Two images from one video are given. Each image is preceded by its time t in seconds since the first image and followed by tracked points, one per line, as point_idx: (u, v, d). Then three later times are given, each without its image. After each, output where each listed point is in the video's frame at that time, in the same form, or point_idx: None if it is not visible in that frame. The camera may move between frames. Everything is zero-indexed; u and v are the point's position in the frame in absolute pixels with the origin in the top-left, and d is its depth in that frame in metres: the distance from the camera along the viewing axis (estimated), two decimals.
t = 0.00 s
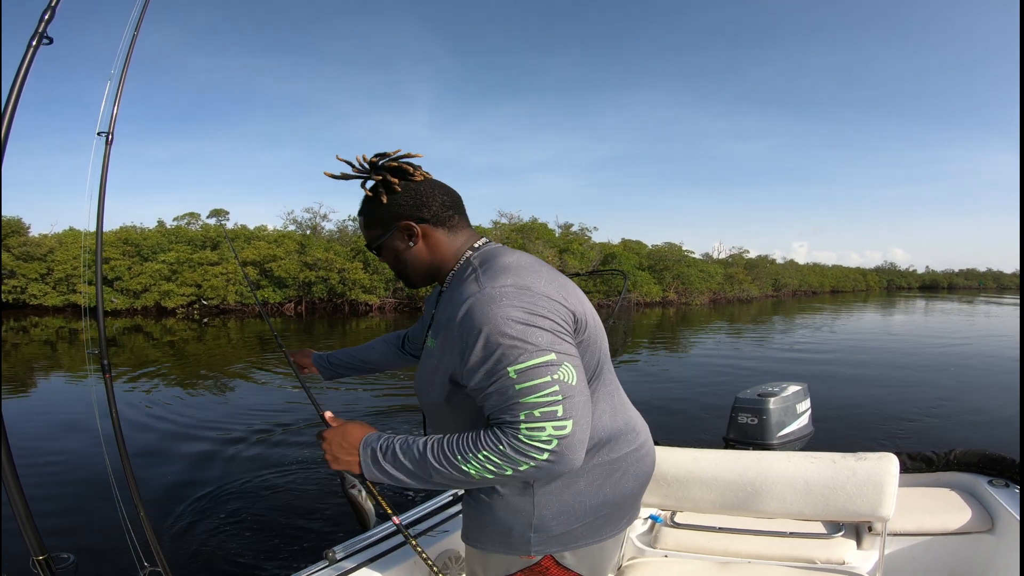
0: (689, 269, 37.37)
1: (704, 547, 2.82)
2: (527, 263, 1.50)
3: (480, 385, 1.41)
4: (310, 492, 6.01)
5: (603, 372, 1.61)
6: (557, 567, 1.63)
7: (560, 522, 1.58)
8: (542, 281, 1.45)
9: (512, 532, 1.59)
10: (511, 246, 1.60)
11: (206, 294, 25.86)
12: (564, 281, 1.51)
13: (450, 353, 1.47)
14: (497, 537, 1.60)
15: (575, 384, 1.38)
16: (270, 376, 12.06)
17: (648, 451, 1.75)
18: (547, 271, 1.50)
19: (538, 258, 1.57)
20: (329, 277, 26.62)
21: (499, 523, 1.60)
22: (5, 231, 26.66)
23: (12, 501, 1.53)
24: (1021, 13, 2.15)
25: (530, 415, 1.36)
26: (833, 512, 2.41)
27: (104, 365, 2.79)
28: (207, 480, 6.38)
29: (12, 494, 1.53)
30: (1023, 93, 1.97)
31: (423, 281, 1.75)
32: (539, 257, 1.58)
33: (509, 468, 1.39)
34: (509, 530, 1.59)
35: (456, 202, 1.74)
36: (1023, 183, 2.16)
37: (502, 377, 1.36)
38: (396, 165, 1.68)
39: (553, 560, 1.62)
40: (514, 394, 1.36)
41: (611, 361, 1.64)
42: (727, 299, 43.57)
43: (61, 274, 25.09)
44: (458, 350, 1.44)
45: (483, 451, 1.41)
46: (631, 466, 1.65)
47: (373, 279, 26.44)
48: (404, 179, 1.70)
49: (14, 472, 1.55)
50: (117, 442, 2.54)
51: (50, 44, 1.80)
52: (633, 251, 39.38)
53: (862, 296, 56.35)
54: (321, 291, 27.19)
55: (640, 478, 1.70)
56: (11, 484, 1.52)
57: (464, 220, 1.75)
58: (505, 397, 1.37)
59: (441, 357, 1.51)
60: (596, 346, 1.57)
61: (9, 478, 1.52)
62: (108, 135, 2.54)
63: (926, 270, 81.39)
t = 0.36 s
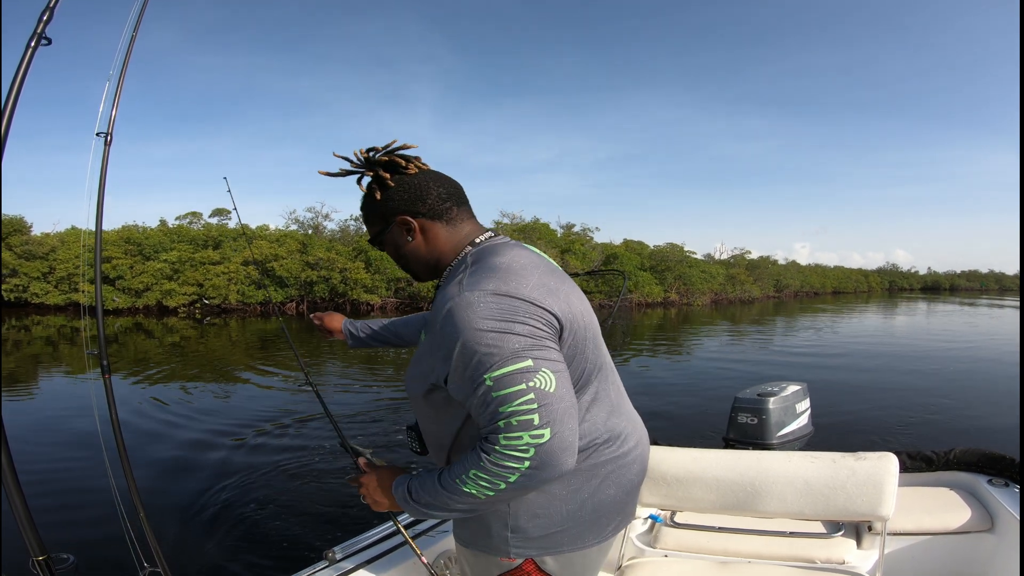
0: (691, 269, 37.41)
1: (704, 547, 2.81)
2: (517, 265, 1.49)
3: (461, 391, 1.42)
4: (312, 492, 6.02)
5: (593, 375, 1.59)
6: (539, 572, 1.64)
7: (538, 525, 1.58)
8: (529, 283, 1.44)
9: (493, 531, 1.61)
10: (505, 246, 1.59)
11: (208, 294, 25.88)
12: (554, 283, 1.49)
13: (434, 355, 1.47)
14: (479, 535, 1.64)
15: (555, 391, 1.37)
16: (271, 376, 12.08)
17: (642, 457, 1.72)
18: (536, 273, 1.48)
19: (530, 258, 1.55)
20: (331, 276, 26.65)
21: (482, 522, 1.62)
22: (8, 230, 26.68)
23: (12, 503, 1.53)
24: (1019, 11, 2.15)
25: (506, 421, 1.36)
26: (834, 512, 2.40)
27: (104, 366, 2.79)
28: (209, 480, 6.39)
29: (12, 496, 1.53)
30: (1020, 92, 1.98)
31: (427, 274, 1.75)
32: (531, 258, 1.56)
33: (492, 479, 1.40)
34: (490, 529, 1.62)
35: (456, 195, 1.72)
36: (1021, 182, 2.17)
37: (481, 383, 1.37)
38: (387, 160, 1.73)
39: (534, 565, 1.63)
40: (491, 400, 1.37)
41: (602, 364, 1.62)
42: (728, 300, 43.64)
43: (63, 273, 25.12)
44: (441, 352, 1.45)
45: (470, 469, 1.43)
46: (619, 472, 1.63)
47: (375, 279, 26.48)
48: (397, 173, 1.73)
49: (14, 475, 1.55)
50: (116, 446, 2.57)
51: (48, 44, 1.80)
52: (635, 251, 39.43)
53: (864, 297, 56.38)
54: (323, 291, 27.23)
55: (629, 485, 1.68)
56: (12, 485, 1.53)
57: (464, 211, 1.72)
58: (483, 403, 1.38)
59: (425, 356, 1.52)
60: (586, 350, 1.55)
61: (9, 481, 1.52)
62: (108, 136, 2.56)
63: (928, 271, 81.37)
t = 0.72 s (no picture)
0: (693, 270, 37.40)
1: (701, 547, 2.82)
2: (549, 258, 1.51)
3: (492, 371, 1.43)
4: (312, 492, 6.03)
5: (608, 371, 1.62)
6: (534, 558, 1.65)
7: (538, 509, 1.59)
8: (561, 276, 1.47)
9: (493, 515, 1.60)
10: (535, 241, 1.62)
11: (210, 294, 25.92)
12: (584, 279, 1.53)
13: (466, 337, 1.49)
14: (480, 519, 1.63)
15: (582, 375, 1.40)
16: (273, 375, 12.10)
17: (637, 452, 1.76)
18: (567, 268, 1.51)
19: (559, 253, 1.59)
20: (333, 276, 26.67)
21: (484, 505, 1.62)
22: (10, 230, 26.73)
23: (11, 503, 1.55)
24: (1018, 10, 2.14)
25: (536, 403, 1.38)
26: (831, 512, 2.41)
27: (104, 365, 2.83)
28: (208, 480, 6.40)
29: (11, 497, 1.54)
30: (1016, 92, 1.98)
31: (460, 266, 1.78)
32: (560, 253, 1.59)
33: (517, 459, 1.43)
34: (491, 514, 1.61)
35: (496, 193, 1.76)
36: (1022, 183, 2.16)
37: (512, 365, 1.39)
38: (438, 156, 1.70)
39: (529, 551, 1.64)
40: (520, 382, 1.38)
41: (614, 361, 1.65)
42: (731, 300, 43.66)
43: (65, 273, 25.14)
44: (474, 335, 1.46)
45: (499, 452, 1.45)
46: (619, 466, 1.66)
47: (377, 279, 26.51)
48: (445, 170, 1.72)
49: (13, 475, 1.57)
50: (116, 450, 2.65)
51: (49, 40, 1.81)
52: (638, 252, 39.44)
53: (866, 297, 56.41)
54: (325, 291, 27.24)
55: (626, 478, 1.71)
56: (10, 487, 1.54)
57: (502, 210, 1.77)
58: (512, 384, 1.40)
59: (455, 342, 1.53)
60: (606, 345, 1.58)
61: (9, 483, 1.54)
62: (109, 133, 2.59)
63: (930, 272, 81.30)
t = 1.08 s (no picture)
0: (695, 270, 37.35)
1: (699, 547, 2.82)
2: (535, 271, 1.57)
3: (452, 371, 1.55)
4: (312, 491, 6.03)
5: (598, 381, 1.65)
6: (520, 555, 1.67)
7: (532, 511, 1.62)
8: (538, 290, 1.52)
9: (484, 514, 1.64)
10: (530, 250, 1.69)
11: (212, 294, 25.96)
12: (565, 292, 1.57)
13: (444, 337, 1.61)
14: (471, 517, 1.66)
15: (516, 389, 1.47)
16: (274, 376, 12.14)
17: (632, 460, 1.78)
18: (549, 279, 1.56)
19: (551, 264, 1.64)
20: (335, 277, 26.67)
21: (476, 504, 1.65)
22: (12, 231, 26.79)
23: (10, 502, 1.56)
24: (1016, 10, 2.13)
25: (474, 410, 1.48)
26: (829, 514, 2.41)
27: (103, 364, 2.90)
28: (209, 478, 6.41)
29: (10, 497, 1.55)
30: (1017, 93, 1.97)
31: (464, 269, 1.87)
32: (553, 265, 1.64)
33: (437, 457, 1.52)
34: (483, 512, 1.64)
35: (501, 201, 1.86)
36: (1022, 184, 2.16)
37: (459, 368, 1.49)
38: (451, 165, 1.80)
39: (515, 549, 1.66)
40: (460, 384, 1.49)
41: (607, 371, 1.68)
42: (732, 300, 43.64)
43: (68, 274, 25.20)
44: (450, 337, 1.58)
45: (424, 450, 1.55)
46: (610, 473, 1.69)
47: (379, 280, 26.54)
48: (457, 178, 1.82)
49: (11, 475, 1.58)
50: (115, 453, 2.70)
51: (50, 40, 1.83)
52: (640, 251, 39.45)
53: (868, 297, 56.35)
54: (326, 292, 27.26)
55: (615, 487, 1.73)
56: (9, 486, 1.55)
57: (508, 218, 1.86)
58: (456, 384, 1.51)
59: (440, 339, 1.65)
60: (588, 358, 1.61)
61: (8, 483, 1.55)
62: (109, 132, 2.59)
63: (932, 272, 81.17)
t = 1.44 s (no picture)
0: (698, 269, 37.29)
1: (702, 548, 2.82)
2: (444, 278, 1.58)
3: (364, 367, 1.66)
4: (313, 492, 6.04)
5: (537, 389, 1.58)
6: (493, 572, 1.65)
7: (491, 525, 1.60)
8: (435, 298, 1.53)
9: (450, 528, 1.65)
10: (459, 259, 1.71)
11: (214, 294, 25.98)
12: (468, 298, 1.55)
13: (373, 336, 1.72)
14: (440, 533, 1.68)
15: (390, 391, 1.52)
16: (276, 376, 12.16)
17: (607, 471, 1.67)
18: (453, 286, 1.56)
19: (471, 271, 1.63)
20: (338, 276, 26.64)
21: (443, 518, 1.68)
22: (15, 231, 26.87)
23: (11, 502, 1.55)
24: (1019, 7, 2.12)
25: (355, 405, 1.57)
26: (832, 514, 2.40)
27: (104, 367, 2.96)
28: (212, 478, 6.41)
29: (11, 497, 1.55)
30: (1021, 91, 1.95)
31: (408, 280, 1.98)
32: (477, 270, 1.64)
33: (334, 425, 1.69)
34: (448, 527, 1.66)
35: (436, 211, 1.98)
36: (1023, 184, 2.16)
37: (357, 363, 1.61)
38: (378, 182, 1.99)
39: (488, 565, 1.64)
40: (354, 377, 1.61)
41: (552, 378, 1.60)
42: (735, 299, 43.56)
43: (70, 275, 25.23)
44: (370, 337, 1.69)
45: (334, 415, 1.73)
46: (570, 484, 1.61)
47: (381, 280, 26.53)
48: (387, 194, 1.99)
49: (13, 475, 1.57)
50: (116, 447, 2.80)
51: (50, 43, 1.85)
52: (642, 251, 39.41)
53: (871, 296, 56.21)
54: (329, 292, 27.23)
55: (585, 500, 1.64)
56: (10, 488, 1.55)
57: (443, 223, 1.96)
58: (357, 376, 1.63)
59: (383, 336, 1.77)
60: (509, 366, 1.55)
61: (8, 483, 1.54)
62: (109, 135, 2.82)
63: (935, 271, 80.97)
